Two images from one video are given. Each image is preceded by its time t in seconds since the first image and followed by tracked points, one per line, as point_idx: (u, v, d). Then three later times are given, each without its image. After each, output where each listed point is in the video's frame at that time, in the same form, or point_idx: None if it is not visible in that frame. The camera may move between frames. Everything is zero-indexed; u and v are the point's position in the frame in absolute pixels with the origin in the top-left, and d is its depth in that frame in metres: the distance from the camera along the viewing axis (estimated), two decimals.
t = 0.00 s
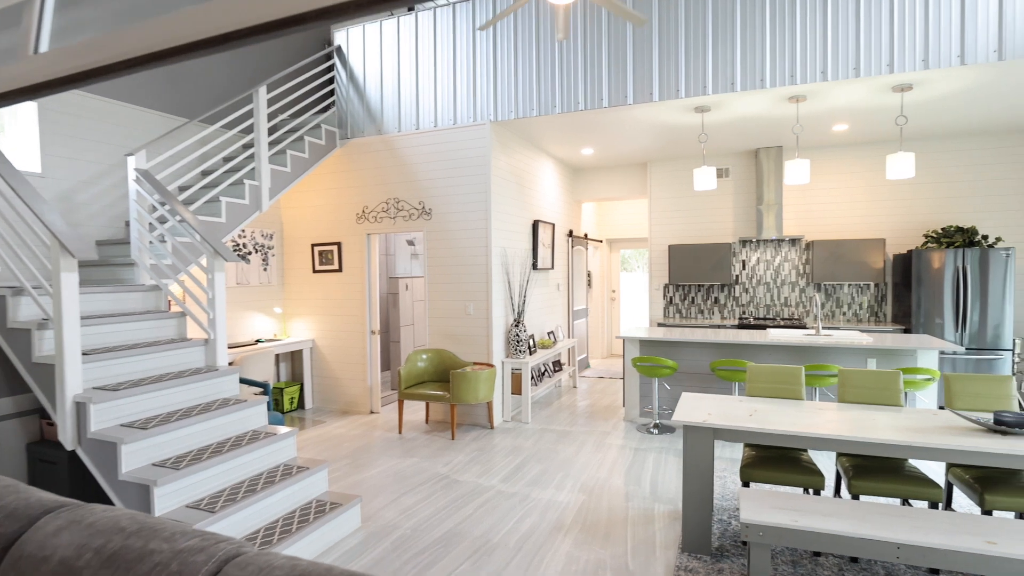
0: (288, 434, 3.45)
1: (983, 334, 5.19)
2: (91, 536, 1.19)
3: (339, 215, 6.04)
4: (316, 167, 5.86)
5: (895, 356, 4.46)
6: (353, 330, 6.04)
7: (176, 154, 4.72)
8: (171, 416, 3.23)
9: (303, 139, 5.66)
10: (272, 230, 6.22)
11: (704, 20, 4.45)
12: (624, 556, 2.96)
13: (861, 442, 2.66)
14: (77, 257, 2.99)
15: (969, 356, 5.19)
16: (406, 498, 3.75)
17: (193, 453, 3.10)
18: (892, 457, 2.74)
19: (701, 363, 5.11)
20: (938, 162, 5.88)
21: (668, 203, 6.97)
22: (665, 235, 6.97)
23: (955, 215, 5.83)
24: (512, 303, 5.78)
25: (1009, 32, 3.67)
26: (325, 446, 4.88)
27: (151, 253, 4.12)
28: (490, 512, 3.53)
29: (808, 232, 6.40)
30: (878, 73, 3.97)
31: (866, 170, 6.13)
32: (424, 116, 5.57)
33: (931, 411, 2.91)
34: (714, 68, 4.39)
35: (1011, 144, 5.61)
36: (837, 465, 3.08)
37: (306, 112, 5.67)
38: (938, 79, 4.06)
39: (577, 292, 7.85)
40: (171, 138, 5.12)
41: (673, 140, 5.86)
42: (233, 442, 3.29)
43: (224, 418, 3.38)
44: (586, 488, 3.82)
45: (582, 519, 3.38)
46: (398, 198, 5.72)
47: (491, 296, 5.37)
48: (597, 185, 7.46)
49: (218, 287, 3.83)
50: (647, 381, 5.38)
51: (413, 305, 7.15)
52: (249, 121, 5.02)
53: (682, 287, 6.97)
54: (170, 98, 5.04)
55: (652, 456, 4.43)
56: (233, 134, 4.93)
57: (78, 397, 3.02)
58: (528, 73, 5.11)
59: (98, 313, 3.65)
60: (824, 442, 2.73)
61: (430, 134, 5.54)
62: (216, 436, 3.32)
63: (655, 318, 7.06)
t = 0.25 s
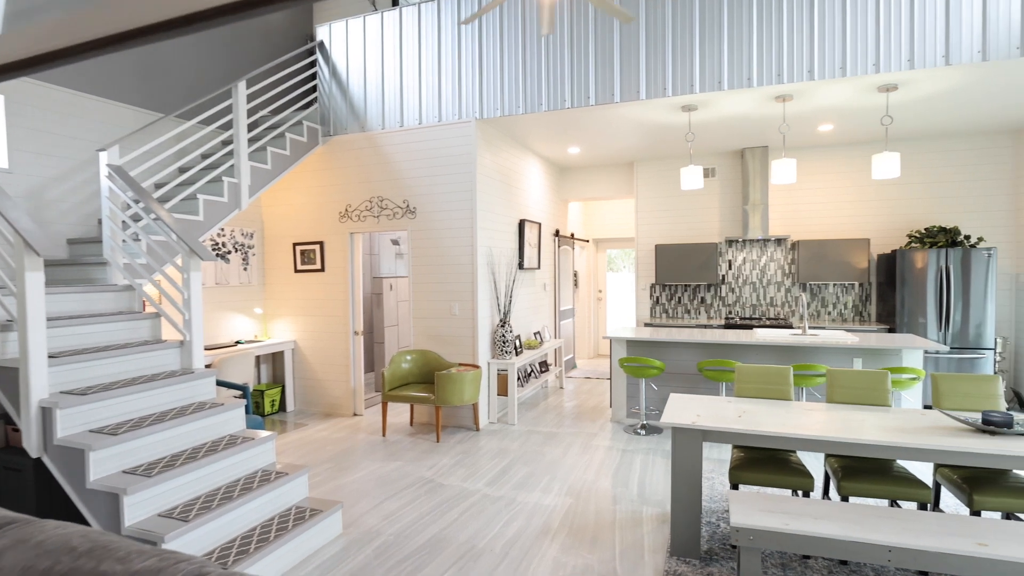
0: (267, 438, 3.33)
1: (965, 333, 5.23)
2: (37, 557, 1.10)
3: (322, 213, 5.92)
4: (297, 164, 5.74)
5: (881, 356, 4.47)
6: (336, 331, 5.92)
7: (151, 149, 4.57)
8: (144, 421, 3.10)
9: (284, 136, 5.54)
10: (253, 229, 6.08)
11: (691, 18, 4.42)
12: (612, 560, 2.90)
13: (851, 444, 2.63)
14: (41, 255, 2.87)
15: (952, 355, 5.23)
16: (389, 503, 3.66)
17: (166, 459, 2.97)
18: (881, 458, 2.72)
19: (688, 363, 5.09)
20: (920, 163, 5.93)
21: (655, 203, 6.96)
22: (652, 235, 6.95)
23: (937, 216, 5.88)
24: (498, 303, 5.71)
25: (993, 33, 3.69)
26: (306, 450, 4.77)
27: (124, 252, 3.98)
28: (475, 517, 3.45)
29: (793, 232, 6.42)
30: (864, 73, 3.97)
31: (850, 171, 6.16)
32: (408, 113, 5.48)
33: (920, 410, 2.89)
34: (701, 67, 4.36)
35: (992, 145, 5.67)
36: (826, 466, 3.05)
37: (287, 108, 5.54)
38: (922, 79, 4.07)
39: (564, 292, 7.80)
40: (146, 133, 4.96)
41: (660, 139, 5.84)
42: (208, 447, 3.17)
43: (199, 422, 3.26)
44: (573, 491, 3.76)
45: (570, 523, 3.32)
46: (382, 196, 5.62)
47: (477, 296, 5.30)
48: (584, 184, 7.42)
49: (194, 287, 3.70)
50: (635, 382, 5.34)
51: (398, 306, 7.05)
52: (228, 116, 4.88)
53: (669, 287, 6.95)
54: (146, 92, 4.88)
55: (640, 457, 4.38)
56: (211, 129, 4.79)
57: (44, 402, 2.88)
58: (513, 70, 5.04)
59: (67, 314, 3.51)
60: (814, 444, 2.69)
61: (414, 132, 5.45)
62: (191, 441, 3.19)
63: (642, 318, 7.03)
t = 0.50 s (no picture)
0: (246, 443, 3.22)
1: (950, 333, 5.26)
2: None
3: (304, 212, 5.80)
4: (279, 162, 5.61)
5: (868, 356, 4.47)
6: (320, 332, 5.80)
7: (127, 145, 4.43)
8: (116, 426, 2.97)
9: (265, 133, 5.41)
10: (233, 228, 5.94)
11: (679, 15, 4.38)
12: (601, 565, 2.84)
13: (843, 445, 2.59)
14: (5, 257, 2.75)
15: (936, 355, 5.27)
16: (373, 508, 3.56)
17: (139, 466, 2.85)
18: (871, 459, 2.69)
19: (676, 364, 5.05)
20: (905, 163, 5.96)
21: (642, 203, 6.93)
22: (639, 234, 6.92)
23: (921, 216, 5.93)
24: (484, 303, 5.63)
25: (978, 33, 3.70)
26: (287, 454, 4.65)
27: (96, 251, 3.83)
28: (461, 521, 3.37)
29: (780, 231, 6.43)
30: (852, 72, 3.96)
31: (836, 171, 6.19)
32: (394, 110, 5.38)
33: (909, 411, 2.87)
34: (689, 64, 4.33)
35: (975, 146, 5.72)
36: (816, 467, 3.02)
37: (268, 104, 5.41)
38: (909, 79, 4.07)
39: (551, 292, 7.74)
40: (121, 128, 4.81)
41: (648, 138, 5.80)
42: (184, 453, 3.05)
43: (174, 427, 3.13)
44: (561, 494, 3.70)
45: (558, 527, 3.26)
46: (367, 194, 5.51)
47: (463, 296, 5.22)
48: (571, 183, 7.37)
49: (170, 287, 3.56)
50: (623, 382, 5.30)
51: (383, 306, 6.94)
52: (207, 112, 4.74)
53: (656, 286, 6.92)
54: (121, 86, 4.73)
55: (628, 459, 4.33)
56: (189, 125, 4.65)
57: (8, 407, 2.75)
58: (500, 67, 4.97)
59: (35, 315, 3.37)
60: (805, 445, 2.65)
61: (399, 129, 5.35)
62: (166, 446, 3.07)
63: (630, 318, 7.00)
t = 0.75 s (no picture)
0: (225, 448, 3.11)
1: (936, 332, 5.29)
2: None
3: (288, 210, 5.68)
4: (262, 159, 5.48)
5: (856, 355, 4.46)
6: (303, 333, 5.69)
7: (102, 140, 4.28)
8: (88, 431, 2.85)
9: (247, 129, 5.28)
10: (214, 226, 5.80)
11: (668, 12, 4.34)
12: (591, 570, 2.78)
13: (835, 446, 2.56)
14: None
15: (922, 354, 5.30)
16: (357, 513, 3.47)
17: (112, 472, 2.73)
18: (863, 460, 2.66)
19: (665, 364, 5.02)
20: (892, 163, 5.98)
21: (631, 202, 6.90)
22: (628, 234, 6.89)
23: (907, 216, 5.96)
24: (472, 303, 5.55)
25: (966, 33, 3.70)
26: (269, 458, 4.53)
27: (69, 250, 3.69)
28: (448, 526, 3.29)
29: (768, 231, 6.43)
30: (841, 71, 3.95)
31: (823, 171, 6.20)
32: (379, 107, 5.28)
33: (901, 411, 2.84)
34: (678, 62, 4.29)
35: (961, 146, 5.76)
36: (807, 469, 2.98)
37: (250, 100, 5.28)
38: (897, 78, 4.07)
39: (539, 292, 7.69)
40: (96, 123, 4.66)
41: (636, 137, 5.76)
42: (159, 459, 2.93)
43: (149, 432, 3.01)
44: (550, 497, 3.64)
45: (546, 531, 3.19)
46: (352, 192, 5.41)
47: (450, 296, 5.14)
48: (559, 182, 7.32)
49: (145, 288, 3.42)
50: (612, 383, 5.25)
51: (369, 306, 6.83)
52: (186, 106, 4.61)
53: (645, 286, 6.90)
54: (97, 79, 4.57)
55: (617, 460, 4.28)
56: (167, 120, 4.51)
57: None
58: (488, 63, 4.90)
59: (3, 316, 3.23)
60: (796, 446, 2.61)
61: (385, 126, 5.26)
62: (141, 451, 2.96)
63: (618, 318, 6.96)
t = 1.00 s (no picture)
0: (204, 452, 3.01)
1: (924, 331, 5.30)
2: None
3: (272, 208, 5.56)
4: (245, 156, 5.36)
5: (846, 355, 4.45)
6: (289, 333, 5.57)
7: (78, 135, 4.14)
8: (59, 436, 2.73)
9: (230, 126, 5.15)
10: (197, 225, 5.67)
11: (659, 9, 4.29)
12: None
13: (830, 448, 2.51)
14: None
15: (910, 353, 5.31)
16: (342, 519, 3.38)
17: (84, 480, 2.62)
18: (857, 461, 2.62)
19: (656, 364, 4.98)
20: (880, 163, 6.00)
21: (621, 201, 6.86)
22: (618, 234, 6.85)
23: (896, 216, 5.97)
24: (461, 303, 5.48)
25: (956, 32, 3.69)
26: (253, 462, 4.43)
27: (42, 248, 3.56)
28: (436, 531, 3.21)
29: (758, 231, 6.42)
30: (832, 69, 3.93)
31: (812, 171, 6.20)
32: (366, 103, 5.19)
33: (894, 412, 2.81)
34: (669, 59, 4.25)
35: (948, 146, 5.78)
36: (800, 470, 2.94)
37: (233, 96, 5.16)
38: (887, 77, 4.06)
39: (529, 292, 7.62)
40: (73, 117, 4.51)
41: (626, 135, 5.72)
42: (135, 464, 2.82)
43: (125, 436, 2.90)
44: (539, 500, 3.57)
45: (536, 536, 3.13)
46: (338, 190, 5.31)
47: (438, 296, 5.06)
48: (549, 181, 7.26)
49: (122, 288, 3.31)
50: (602, 384, 5.20)
51: (355, 306, 6.73)
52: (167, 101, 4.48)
53: (635, 286, 6.86)
54: (73, 74, 4.44)
55: (608, 462, 4.23)
56: (147, 115, 4.38)
57: None
58: (476, 59, 4.82)
59: None
60: (790, 448, 2.57)
61: (372, 123, 5.17)
62: (115, 457, 2.84)
63: (608, 318, 6.92)
